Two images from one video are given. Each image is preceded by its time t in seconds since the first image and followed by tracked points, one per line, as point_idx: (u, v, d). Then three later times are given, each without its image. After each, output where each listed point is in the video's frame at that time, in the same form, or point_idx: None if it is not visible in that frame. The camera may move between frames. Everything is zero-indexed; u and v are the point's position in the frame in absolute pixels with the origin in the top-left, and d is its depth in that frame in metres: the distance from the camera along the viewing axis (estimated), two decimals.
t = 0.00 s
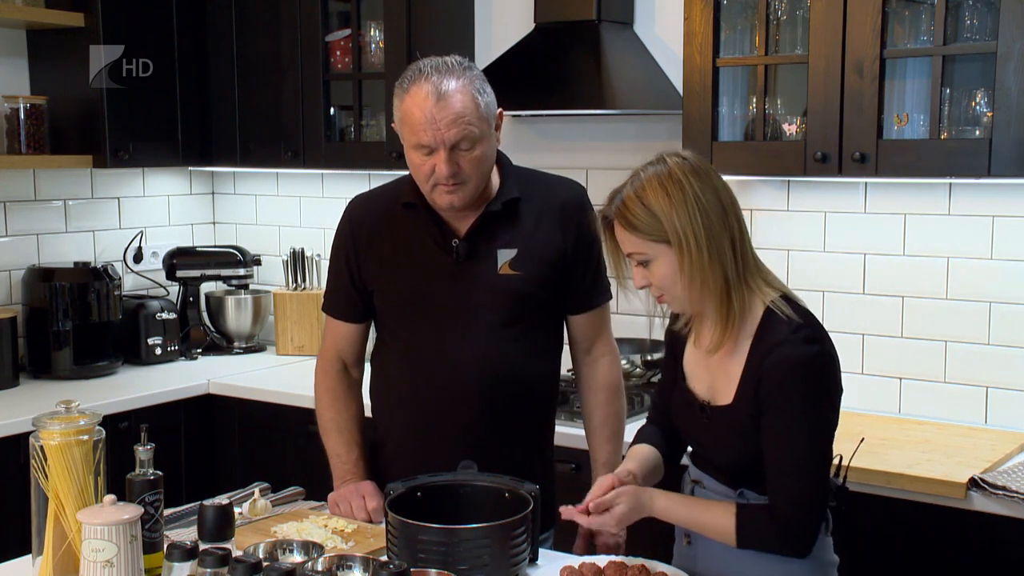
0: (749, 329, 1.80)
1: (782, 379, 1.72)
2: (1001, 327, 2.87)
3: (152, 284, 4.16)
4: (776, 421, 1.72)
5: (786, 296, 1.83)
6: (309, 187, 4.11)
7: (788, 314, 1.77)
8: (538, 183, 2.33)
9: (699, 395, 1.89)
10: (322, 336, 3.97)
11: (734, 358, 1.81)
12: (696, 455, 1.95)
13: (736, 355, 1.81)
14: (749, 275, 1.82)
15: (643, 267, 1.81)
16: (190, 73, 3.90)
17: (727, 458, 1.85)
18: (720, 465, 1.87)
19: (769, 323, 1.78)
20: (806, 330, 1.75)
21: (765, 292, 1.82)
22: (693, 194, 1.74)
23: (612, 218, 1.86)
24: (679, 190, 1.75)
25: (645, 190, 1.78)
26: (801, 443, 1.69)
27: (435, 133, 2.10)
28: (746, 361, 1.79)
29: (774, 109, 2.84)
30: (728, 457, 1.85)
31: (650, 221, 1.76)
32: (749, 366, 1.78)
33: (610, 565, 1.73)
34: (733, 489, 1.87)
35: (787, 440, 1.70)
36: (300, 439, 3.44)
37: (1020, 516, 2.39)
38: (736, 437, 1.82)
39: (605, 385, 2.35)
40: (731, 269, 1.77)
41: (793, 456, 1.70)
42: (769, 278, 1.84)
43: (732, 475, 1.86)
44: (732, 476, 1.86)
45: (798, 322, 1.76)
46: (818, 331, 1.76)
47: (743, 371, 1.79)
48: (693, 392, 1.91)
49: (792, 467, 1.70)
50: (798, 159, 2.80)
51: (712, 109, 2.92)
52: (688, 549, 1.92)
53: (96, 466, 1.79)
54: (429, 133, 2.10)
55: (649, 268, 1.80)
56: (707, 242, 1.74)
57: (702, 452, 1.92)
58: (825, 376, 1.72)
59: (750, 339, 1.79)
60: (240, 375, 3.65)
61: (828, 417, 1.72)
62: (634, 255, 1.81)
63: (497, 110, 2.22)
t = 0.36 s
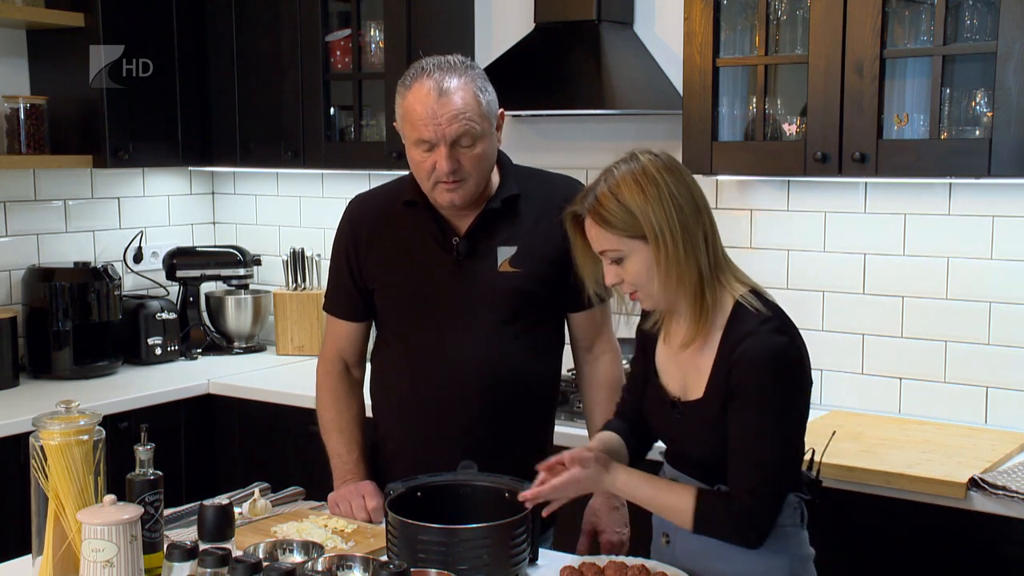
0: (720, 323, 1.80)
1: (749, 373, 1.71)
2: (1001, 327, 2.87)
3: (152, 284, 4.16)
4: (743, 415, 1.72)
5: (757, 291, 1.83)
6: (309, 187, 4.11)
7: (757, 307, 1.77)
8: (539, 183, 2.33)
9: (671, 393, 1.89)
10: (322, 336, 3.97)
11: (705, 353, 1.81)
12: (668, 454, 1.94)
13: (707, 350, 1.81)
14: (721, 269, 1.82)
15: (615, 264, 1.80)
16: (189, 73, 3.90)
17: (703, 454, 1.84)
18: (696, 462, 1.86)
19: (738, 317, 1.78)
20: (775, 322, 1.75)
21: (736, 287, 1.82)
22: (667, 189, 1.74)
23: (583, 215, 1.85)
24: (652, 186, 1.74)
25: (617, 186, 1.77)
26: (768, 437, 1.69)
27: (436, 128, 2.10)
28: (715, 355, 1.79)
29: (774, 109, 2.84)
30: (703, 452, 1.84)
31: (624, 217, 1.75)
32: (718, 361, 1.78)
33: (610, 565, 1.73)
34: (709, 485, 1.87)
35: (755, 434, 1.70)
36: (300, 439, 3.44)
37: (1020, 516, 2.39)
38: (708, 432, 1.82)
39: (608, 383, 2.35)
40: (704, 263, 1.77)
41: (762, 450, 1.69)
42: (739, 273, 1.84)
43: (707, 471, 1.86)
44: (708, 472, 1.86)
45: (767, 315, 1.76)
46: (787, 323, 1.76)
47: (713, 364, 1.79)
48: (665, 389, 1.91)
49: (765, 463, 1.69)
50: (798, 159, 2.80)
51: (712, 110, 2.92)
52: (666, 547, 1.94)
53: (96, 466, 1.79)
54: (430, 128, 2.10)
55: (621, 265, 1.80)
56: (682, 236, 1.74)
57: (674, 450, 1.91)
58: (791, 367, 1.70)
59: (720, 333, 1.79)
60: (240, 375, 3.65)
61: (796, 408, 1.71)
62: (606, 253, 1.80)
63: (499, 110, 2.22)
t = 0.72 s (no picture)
0: (701, 327, 1.80)
1: (733, 375, 1.73)
2: (1001, 327, 2.87)
3: (152, 283, 4.16)
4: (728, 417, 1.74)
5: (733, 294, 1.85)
6: (309, 187, 4.11)
7: (737, 311, 1.79)
8: (542, 182, 2.33)
9: (651, 395, 1.89)
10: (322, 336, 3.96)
11: (687, 358, 1.82)
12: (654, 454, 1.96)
13: (689, 354, 1.81)
14: (698, 273, 1.82)
15: (596, 270, 1.77)
16: (189, 73, 3.90)
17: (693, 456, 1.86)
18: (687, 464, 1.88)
19: (720, 322, 1.78)
20: (755, 327, 1.77)
21: (713, 291, 1.82)
22: (649, 194, 1.73)
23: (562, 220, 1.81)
24: (636, 190, 1.73)
25: (599, 191, 1.75)
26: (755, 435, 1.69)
27: (434, 125, 2.10)
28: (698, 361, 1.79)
29: (774, 109, 2.84)
30: (689, 454, 1.86)
31: (607, 222, 1.73)
32: (701, 366, 1.78)
33: (610, 565, 1.73)
34: (690, 485, 1.90)
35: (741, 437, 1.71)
36: (301, 439, 3.44)
37: (1020, 516, 2.39)
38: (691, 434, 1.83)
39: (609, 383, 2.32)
40: (685, 268, 1.77)
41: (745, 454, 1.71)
42: (715, 277, 1.85)
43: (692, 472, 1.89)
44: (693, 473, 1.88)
45: (748, 320, 1.77)
46: (766, 327, 1.77)
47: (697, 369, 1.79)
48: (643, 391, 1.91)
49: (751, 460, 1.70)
50: (798, 159, 2.80)
51: (712, 110, 2.92)
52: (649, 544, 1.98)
53: (96, 466, 1.79)
54: (429, 125, 2.10)
55: (602, 272, 1.77)
56: (665, 241, 1.74)
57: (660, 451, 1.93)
58: (774, 370, 1.72)
59: (701, 337, 1.80)
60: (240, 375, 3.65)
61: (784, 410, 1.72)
62: (587, 259, 1.77)
63: (500, 108, 2.23)
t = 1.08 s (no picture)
0: (700, 330, 1.83)
1: (745, 379, 1.75)
2: (1001, 327, 2.87)
3: (152, 283, 4.16)
4: (745, 421, 1.76)
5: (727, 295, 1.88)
6: (309, 187, 4.11)
7: (735, 313, 1.82)
8: (544, 184, 2.33)
9: (648, 399, 1.90)
10: (322, 337, 3.97)
11: (686, 362, 1.84)
12: (655, 458, 1.96)
13: (690, 358, 1.83)
14: (694, 277, 1.84)
15: (593, 278, 1.78)
16: (189, 74, 3.90)
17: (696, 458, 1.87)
18: (688, 467, 1.89)
19: (720, 324, 1.81)
20: (755, 329, 1.80)
21: (709, 294, 1.85)
22: (646, 199, 1.75)
23: (557, 228, 1.81)
24: (633, 195, 1.74)
25: (596, 197, 1.76)
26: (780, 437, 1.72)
27: (436, 126, 2.10)
28: (701, 365, 1.81)
29: (774, 109, 2.84)
30: (691, 457, 1.87)
31: (606, 229, 1.74)
32: (706, 370, 1.80)
33: (610, 565, 1.73)
34: (692, 486, 1.92)
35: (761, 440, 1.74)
36: (301, 439, 3.44)
37: (1020, 516, 2.39)
38: (697, 439, 1.84)
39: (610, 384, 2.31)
40: (682, 272, 1.79)
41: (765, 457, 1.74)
42: (709, 279, 1.88)
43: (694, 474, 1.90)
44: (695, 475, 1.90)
45: (748, 320, 1.81)
46: (764, 327, 1.82)
47: (700, 371, 1.81)
48: (639, 395, 1.92)
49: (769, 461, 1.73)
50: (798, 159, 2.80)
51: (712, 110, 2.92)
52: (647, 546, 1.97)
53: (96, 466, 1.79)
54: (431, 126, 2.10)
55: (599, 278, 1.77)
56: (663, 246, 1.75)
57: (662, 454, 1.93)
58: (785, 372, 1.76)
59: (702, 340, 1.82)
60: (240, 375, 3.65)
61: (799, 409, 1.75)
62: (584, 266, 1.77)
63: (502, 109, 2.23)
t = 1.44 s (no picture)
0: (715, 327, 1.84)
1: (757, 376, 1.76)
2: (1001, 327, 2.87)
3: (153, 284, 4.16)
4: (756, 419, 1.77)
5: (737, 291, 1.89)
6: (309, 187, 4.11)
7: (748, 308, 1.84)
8: (545, 184, 2.33)
9: (657, 396, 1.91)
10: (323, 337, 3.96)
11: (699, 358, 1.85)
12: (663, 456, 1.97)
13: (704, 355, 1.84)
14: (707, 274, 1.85)
15: (611, 280, 1.78)
16: (189, 73, 3.90)
17: (705, 455, 1.88)
18: (697, 463, 1.90)
19: (734, 321, 1.82)
20: (767, 324, 1.82)
21: (722, 291, 1.86)
22: (660, 199, 1.75)
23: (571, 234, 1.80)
24: (647, 197, 1.74)
25: (609, 200, 1.75)
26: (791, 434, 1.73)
27: (439, 126, 2.10)
28: (713, 362, 1.82)
29: (774, 109, 2.84)
30: (700, 454, 1.88)
31: (624, 233, 1.73)
32: (717, 367, 1.81)
33: (610, 565, 1.73)
34: (701, 485, 1.92)
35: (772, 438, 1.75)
36: (301, 439, 3.44)
37: (1020, 516, 2.39)
38: (706, 435, 1.85)
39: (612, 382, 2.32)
40: (698, 271, 1.80)
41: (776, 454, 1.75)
42: (721, 276, 1.89)
43: (703, 471, 1.91)
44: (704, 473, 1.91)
45: (761, 317, 1.83)
46: (775, 325, 1.83)
47: (713, 369, 1.82)
48: (649, 392, 1.93)
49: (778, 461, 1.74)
50: (798, 159, 2.80)
51: (712, 110, 2.92)
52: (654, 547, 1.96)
53: (96, 466, 1.79)
54: (434, 126, 2.10)
55: (619, 281, 1.78)
56: (679, 245, 1.76)
57: (671, 453, 1.94)
58: (797, 370, 1.77)
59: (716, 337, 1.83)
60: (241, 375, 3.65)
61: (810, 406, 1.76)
62: (601, 269, 1.77)
63: (502, 109, 2.23)
